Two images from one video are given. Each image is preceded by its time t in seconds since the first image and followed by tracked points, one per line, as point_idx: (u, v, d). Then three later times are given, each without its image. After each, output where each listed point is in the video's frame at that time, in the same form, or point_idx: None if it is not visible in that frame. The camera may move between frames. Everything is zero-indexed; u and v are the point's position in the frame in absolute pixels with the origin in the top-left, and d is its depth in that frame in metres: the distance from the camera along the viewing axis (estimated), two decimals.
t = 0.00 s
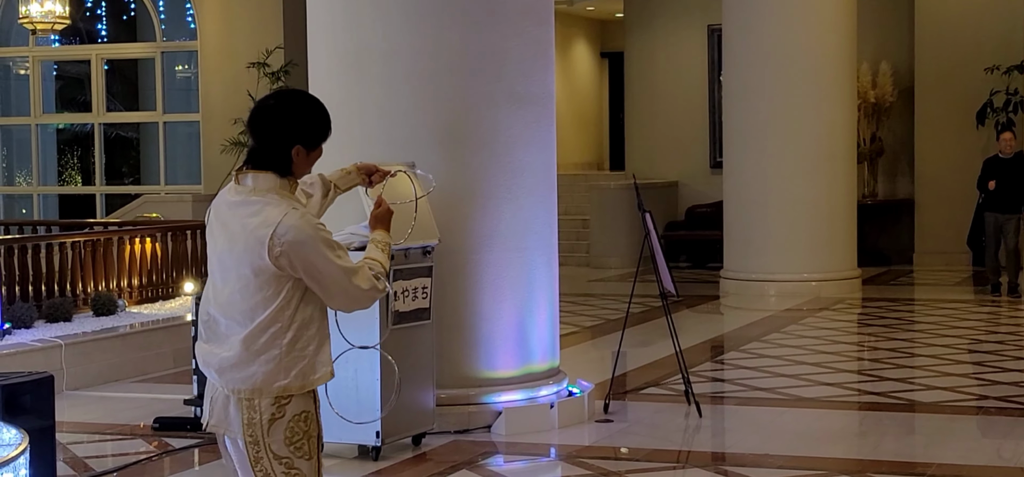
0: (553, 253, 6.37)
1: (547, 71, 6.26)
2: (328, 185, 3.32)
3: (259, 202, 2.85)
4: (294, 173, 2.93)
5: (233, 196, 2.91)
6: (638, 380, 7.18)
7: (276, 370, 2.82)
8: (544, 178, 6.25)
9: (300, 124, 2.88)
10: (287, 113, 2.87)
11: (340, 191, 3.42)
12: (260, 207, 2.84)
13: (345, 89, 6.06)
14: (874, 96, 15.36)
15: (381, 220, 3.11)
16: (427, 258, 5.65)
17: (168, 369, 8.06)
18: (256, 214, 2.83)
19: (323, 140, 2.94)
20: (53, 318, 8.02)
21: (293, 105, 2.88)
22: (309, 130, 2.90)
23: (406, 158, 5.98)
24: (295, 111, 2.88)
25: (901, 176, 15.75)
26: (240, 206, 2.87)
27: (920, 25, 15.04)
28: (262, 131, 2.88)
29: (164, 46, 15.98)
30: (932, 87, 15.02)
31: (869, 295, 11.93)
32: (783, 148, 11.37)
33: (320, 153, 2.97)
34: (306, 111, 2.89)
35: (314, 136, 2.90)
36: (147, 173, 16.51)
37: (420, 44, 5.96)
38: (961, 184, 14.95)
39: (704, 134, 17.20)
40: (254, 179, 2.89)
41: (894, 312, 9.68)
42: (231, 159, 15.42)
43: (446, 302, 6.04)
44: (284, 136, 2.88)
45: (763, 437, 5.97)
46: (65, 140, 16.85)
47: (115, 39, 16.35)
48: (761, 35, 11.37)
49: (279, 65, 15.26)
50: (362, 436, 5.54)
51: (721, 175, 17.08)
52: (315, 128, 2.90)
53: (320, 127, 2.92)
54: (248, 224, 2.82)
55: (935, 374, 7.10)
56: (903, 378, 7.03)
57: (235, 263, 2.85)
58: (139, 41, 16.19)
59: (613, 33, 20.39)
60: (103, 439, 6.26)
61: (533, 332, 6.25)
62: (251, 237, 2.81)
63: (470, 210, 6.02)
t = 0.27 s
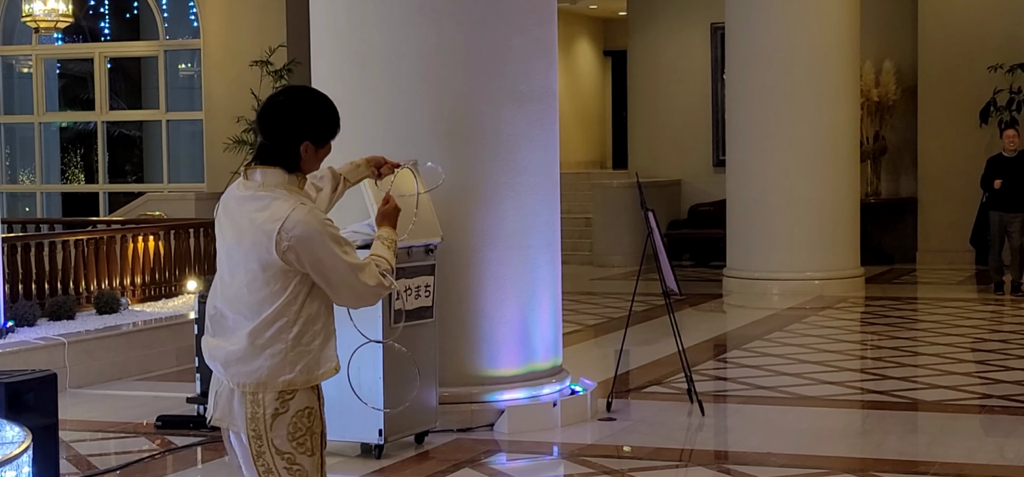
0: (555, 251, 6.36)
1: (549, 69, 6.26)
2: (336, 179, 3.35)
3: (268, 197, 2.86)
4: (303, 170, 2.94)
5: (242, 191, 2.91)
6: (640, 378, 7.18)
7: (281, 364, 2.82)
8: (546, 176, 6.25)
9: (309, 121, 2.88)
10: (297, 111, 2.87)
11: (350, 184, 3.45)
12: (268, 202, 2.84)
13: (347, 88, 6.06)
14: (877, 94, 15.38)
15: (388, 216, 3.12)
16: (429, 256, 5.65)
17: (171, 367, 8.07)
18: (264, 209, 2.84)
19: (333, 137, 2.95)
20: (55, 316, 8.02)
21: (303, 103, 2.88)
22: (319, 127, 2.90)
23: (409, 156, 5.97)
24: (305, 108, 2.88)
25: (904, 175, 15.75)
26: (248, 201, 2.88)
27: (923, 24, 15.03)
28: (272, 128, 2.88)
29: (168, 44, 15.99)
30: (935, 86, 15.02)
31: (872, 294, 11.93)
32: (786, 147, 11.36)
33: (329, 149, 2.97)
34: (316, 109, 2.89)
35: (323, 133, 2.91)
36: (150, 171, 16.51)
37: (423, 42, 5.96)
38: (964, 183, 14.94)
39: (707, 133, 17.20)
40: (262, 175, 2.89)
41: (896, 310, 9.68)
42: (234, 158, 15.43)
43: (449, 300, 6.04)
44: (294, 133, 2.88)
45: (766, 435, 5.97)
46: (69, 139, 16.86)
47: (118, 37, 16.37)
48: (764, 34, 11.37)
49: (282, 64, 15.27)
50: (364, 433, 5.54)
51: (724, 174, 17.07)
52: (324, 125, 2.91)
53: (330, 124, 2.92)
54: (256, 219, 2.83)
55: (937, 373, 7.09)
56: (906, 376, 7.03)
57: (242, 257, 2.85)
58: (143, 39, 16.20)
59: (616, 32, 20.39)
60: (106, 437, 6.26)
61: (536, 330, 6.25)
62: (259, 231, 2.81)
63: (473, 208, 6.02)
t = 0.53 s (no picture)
0: (558, 249, 6.36)
1: (551, 67, 6.25)
2: (347, 171, 3.42)
3: (275, 194, 2.87)
4: (310, 166, 2.94)
5: (250, 187, 2.92)
6: (643, 377, 7.18)
7: (284, 359, 2.82)
8: (549, 174, 6.25)
9: (313, 117, 2.88)
10: (302, 107, 2.87)
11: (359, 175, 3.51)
12: (275, 198, 2.85)
13: (349, 87, 6.07)
14: (879, 93, 15.46)
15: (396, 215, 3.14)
16: (431, 255, 5.64)
17: (174, 366, 8.07)
18: (271, 205, 2.85)
19: (340, 133, 2.94)
20: (58, 315, 8.02)
21: (308, 100, 2.88)
22: (324, 123, 2.89)
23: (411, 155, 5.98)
24: (309, 104, 2.88)
25: (907, 173, 15.75)
26: (255, 197, 2.88)
27: (926, 23, 15.02)
28: (276, 126, 2.89)
29: (170, 43, 15.99)
30: (938, 85, 15.00)
31: (875, 292, 11.92)
32: (788, 146, 11.36)
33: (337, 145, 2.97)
34: (321, 105, 2.89)
35: (329, 130, 2.90)
36: (153, 170, 16.51)
37: (426, 41, 5.96)
38: (966, 181, 14.95)
39: (710, 132, 17.20)
40: (270, 171, 2.91)
41: (899, 309, 9.67)
42: (238, 157, 15.44)
43: (452, 299, 6.05)
44: (298, 130, 2.88)
45: (768, 434, 5.97)
46: (71, 137, 16.86)
47: (121, 36, 16.37)
48: (766, 32, 11.37)
49: (284, 63, 15.28)
50: (367, 432, 5.55)
51: (726, 172, 17.08)
52: (330, 120, 2.90)
53: (337, 119, 2.91)
54: (263, 215, 2.84)
55: (940, 371, 7.09)
56: (909, 375, 7.03)
57: (249, 253, 2.86)
58: (145, 38, 16.20)
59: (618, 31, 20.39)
60: (109, 436, 6.26)
61: (539, 328, 6.25)
62: (265, 227, 2.82)
63: (475, 206, 6.03)
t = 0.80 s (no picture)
0: (562, 247, 6.36)
1: (555, 66, 6.24)
2: (366, 161, 3.48)
3: (280, 185, 2.87)
4: (313, 155, 2.94)
5: (259, 179, 2.93)
6: (646, 376, 7.18)
7: (283, 350, 2.82)
8: (553, 172, 6.25)
9: (310, 105, 2.90)
10: (299, 98, 2.89)
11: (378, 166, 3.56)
12: (280, 189, 2.86)
13: (353, 87, 6.08)
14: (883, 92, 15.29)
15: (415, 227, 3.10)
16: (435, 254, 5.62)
17: (177, 365, 8.07)
18: (276, 196, 2.85)
19: (338, 115, 2.95)
20: (61, 313, 8.01)
21: (302, 87, 2.90)
22: (318, 111, 2.90)
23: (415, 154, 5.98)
24: (303, 91, 2.90)
25: (910, 172, 15.74)
26: (263, 188, 2.89)
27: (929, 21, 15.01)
28: (274, 118, 2.91)
29: (173, 42, 15.99)
30: (941, 84, 14.99)
31: (877, 291, 11.92)
32: (791, 144, 11.36)
33: (339, 129, 2.97)
34: (314, 90, 2.91)
35: (323, 117, 2.91)
36: (156, 168, 16.51)
37: (429, 40, 5.96)
38: (969, 180, 14.94)
39: (713, 130, 17.20)
40: (277, 163, 2.91)
41: (902, 308, 9.67)
42: (242, 155, 15.44)
43: (456, 298, 6.06)
44: (295, 119, 2.89)
45: (772, 433, 5.97)
46: (75, 136, 16.86)
47: (124, 35, 16.37)
48: (768, 31, 11.37)
49: (288, 61, 15.28)
50: (371, 431, 5.55)
51: (730, 171, 17.08)
52: (327, 105, 2.91)
53: (333, 102, 2.93)
54: (268, 205, 2.84)
55: (944, 370, 7.09)
56: (912, 374, 7.02)
57: (254, 243, 2.87)
58: (148, 37, 16.21)
59: (621, 29, 20.38)
60: (112, 435, 6.26)
61: (543, 327, 6.25)
62: (268, 216, 2.83)
63: (478, 205, 6.03)
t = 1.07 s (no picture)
0: (565, 247, 6.35)
1: (559, 65, 6.23)
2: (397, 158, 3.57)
3: (285, 177, 2.90)
4: (316, 146, 2.96)
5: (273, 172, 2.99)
6: (649, 374, 7.18)
7: (276, 340, 2.85)
8: (556, 171, 6.24)
9: (306, 99, 2.94)
10: (294, 93, 2.94)
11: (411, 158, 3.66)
12: (283, 181, 2.89)
13: (354, 86, 6.09)
14: (886, 90, 15.27)
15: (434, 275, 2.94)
16: (438, 253, 5.63)
17: (181, 364, 8.07)
18: (278, 187, 2.88)
19: (337, 103, 2.97)
20: (64, 312, 8.01)
21: (299, 81, 2.95)
22: (314, 103, 2.94)
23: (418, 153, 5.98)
24: (299, 82, 2.95)
25: (914, 171, 15.72)
26: (271, 180, 2.94)
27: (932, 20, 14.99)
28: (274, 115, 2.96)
29: (176, 41, 15.99)
30: (945, 82, 14.98)
31: (880, 290, 11.92)
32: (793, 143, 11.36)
33: (341, 118, 2.98)
34: (311, 81, 2.96)
35: (317, 108, 2.94)
36: (159, 167, 16.51)
37: (432, 40, 5.96)
38: (972, 178, 14.93)
39: (716, 129, 17.19)
40: (285, 156, 2.96)
41: (906, 306, 9.66)
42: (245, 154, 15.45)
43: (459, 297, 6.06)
44: (291, 112, 2.94)
45: (775, 431, 5.97)
46: (78, 135, 16.87)
47: (127, 33, 16.37)
48: (771, 30, 11.36)
49: (291, 60, 15.27)
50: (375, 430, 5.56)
51: (733, 170, 17.08)
52: (326, 92, 2.96)
53: (332, 89, 2.98)
54: (269, 196, 2.88)
55: (947, 369, 7.09)
56: (915, 373, 7.02)
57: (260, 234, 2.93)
58: (151, 35, 16.20)
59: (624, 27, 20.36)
60: (115, 434, 6.27)
61: (546, 326, 6.25)
62: (269, 204, 2.87)
63: (482, 203, 6.02)
